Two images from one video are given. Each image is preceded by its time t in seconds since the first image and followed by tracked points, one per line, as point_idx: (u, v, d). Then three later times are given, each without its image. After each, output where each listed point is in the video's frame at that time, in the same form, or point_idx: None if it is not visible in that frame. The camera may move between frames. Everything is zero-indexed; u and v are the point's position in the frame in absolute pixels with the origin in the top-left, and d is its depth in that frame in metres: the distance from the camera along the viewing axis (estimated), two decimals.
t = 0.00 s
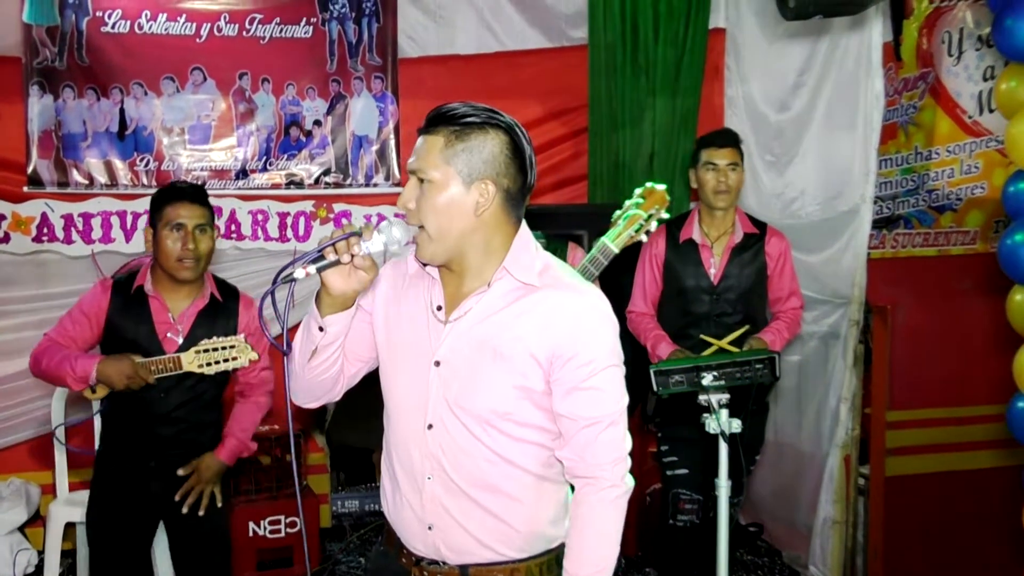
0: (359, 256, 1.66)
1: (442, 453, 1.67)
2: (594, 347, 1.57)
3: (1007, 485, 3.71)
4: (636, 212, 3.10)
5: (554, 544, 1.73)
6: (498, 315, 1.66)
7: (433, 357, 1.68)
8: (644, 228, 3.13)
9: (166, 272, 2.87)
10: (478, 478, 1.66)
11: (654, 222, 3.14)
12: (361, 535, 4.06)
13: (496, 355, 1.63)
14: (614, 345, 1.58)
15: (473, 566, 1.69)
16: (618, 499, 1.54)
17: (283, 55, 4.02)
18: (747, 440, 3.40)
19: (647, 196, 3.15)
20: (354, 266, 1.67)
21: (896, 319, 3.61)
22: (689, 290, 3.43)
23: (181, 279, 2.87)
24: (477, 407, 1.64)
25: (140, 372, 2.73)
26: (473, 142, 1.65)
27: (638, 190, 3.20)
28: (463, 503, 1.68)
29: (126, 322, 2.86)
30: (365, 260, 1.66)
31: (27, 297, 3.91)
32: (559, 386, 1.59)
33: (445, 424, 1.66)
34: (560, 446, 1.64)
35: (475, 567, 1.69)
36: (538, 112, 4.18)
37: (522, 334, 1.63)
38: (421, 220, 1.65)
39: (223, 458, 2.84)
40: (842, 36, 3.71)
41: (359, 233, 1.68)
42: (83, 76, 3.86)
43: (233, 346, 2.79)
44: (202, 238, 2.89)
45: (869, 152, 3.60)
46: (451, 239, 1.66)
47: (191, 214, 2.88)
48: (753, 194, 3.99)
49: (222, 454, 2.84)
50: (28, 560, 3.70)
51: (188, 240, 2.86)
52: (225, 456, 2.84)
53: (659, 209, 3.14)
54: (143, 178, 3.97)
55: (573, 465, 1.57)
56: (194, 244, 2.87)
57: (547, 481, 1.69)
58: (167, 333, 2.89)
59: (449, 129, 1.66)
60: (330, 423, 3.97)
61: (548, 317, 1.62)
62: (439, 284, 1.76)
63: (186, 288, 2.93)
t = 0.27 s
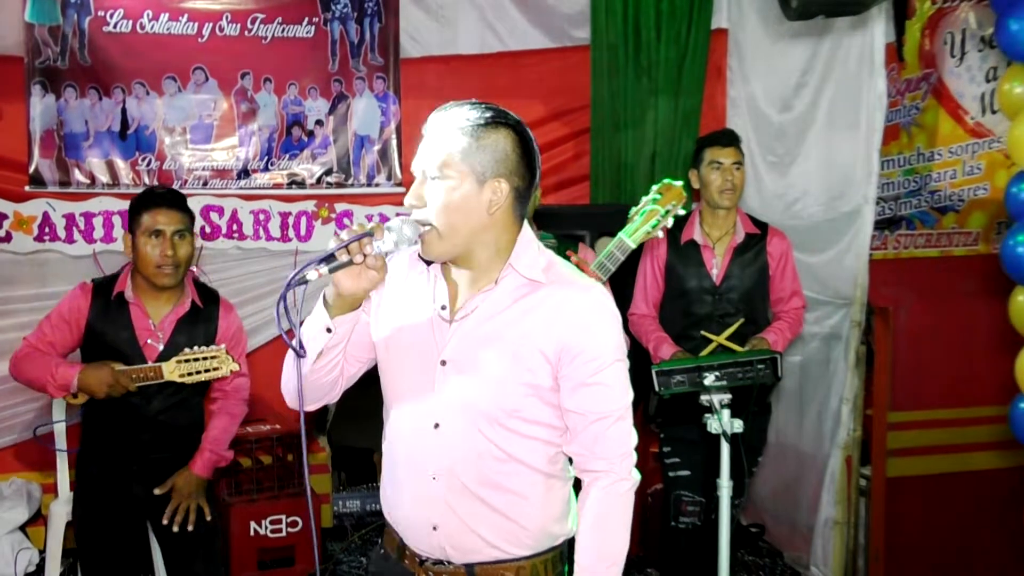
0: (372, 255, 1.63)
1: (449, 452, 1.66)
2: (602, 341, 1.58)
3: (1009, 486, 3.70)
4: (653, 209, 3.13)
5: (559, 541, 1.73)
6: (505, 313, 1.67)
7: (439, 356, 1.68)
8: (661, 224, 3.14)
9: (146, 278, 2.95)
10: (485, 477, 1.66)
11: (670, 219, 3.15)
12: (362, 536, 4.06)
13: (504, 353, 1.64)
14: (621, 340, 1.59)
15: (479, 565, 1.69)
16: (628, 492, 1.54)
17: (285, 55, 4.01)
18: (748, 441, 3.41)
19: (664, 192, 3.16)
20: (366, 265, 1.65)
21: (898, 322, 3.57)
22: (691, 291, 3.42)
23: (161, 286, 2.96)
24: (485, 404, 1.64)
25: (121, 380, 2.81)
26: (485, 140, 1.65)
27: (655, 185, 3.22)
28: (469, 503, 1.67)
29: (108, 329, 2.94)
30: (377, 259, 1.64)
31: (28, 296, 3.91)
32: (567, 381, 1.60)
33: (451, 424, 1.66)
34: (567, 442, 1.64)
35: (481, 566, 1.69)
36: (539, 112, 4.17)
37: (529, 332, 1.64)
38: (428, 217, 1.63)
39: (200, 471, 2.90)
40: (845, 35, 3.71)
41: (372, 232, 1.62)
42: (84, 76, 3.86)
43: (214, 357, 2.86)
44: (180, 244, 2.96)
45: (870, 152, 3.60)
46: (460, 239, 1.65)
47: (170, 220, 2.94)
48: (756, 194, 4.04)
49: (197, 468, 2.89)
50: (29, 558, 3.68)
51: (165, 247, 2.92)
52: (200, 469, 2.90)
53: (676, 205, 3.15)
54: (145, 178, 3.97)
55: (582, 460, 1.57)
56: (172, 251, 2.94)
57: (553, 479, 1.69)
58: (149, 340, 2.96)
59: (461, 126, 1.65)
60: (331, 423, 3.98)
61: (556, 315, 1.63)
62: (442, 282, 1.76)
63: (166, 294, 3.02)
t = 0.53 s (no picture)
0: (401, 264, 1.61)
1: (463, 452, 1.67)
2: (614, 333, 1.64)
3: (1014, 488, 3.68)
4: (668, 213, 3.21)
5: (570, 538, 1.74)
6: (518, 310, 1.69)
7: (452, 356, 1.69)
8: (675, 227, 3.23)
9: (130, 279, 2.95)
10: (500, 475, 1.67)
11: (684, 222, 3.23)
12: (366, 536, 4.06)
13: (519, 350, 1.67)
14: (632, 333, 1.65)
15: (491, 565, 1.68)
16: (642, 480, 1.60)
17: (289, 57, 4.02)
18: (753, 443, 3.42)
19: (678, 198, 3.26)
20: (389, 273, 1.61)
21: (901, 322, 3.55)
22: (692, 294, 3.42)
23: (144, 286, 2.94)
24: (501, 402, 1.66)
25: (102, 377, 2.81)
26: (499, 146, 1.68)
27: (669, 191, 3.31)
28: (483, 502, 1.68)
29: (96, 329, 2.93)
30: (399, 266, 1.61)
31: (33, 297, 3.91)
32: (581, 375, 1.64)
33: (466, 423, 1.67)
34: (580, 435, 1.67)
35: (493, 566, 1.68)
36: (543, 113, 4.17)
37: (545, 328, 1.67)
38: (449, 224, 1.66)
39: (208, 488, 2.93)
40: (848, 37, 3.66)
41: (400, 240, 1.60)
42: (88, 77, 3.87)
43: (192, 350, 2.86)
44: (160, 244, 2.94)
45: (874, 152, 3.57)
46: (477, 243, 1.68)
47: (150, 220, 2.92)
48: (761, 195, 4.15)
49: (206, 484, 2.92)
50: (34, 559, 3.70)
51: (145, 247, 2.90)
52: (210, 486, 2.93)
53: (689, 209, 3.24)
54: (148, 179, 3.97)
55: (598, 451, 1.62)
56: (152, 250, 2.92)
57: (564, 474, 1.71)
58: (133, 339, 2.94)
59: (476, 130, 1.68)
60: (335, 424, 3.97)
61: (570, 311, 1.67)
62: (450, 281, 1.78)
63: (152, 294, 3.00)
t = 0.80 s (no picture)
0: (425, 269, 1.58)
1: (481, 454, 1.69)
2: (627, 335, 1.72)
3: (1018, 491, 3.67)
4: (677, 220, 3.20)
5: (577, 537, 1.79)
6: (533, 312, 1.74)
7: (469, 359, 1.71)
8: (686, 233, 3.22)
9: (119, 273, 2.95)
10: (517, 475, 1.70)
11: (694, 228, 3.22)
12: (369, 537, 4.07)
13: (537, 352, 1.71)
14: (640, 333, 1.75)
15: (508, 565, 1.71)
16: (656, 475, 1.70)
17: (293, 57, 4.02)
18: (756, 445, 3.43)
19: (687, 204, 3.24)
20: (412, 280, 1.58)
21: (905, 323, 3.55)
22: (691, 298, 3.42)
23: (133, 279, 2.95)
24: (519, 404, 1.70)
25: (80, 359, 2.79)
26: (511, 148, 1.71)
27: (678, 198, 3.30)
28: (499, 503, 1.70)
29: (88, 323, 2.95)
30: (424, 271, 1.59)
31: (39, 297, 3.92)
32: (596, 375, 1.72)
33: (485, 426, 1.69)
34: (593, 434, 1.75)
35: (510, 566, 1.71)
36: (546, 114, 4.18)
37: (562, 330, 1.72)
38: (466, 226, 1.67)
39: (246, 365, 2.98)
40: (852, 38, 3.67)
41: (427, 247, 1.57)
42: (93, 77, 3.88)
43: (157, 310, 2.89)
44: (148, 237, 2.94)
45: (878, 154, 3.56)
46: (493, 245, 1.70)
47: (139, 213, 2.92)
48: (765, 198, 4.14)
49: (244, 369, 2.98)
50: (38, 559, 3.71)
51: (133, 241, 2.91)
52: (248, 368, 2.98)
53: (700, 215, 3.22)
54: (153, 180, 3.97)
55: (615, 448, 1.71)
56: (140, 243, 2.92)
57: (574, 472, 1.77)
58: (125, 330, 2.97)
59: (488, 132, 1.70)
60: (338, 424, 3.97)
61: (585, 313, 1.73)
62: (458, 284, 1.80)
63: (144, 286, 3.03)
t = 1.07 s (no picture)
0: (450, 270, 1.58)
1: (505, 455, 1.69)
2: (644, 333, 1.74)
3: None
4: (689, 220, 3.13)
5: (595, 535, 1.79)
6: (554, 313, 1.74)
7: (490, 360, 1.71)
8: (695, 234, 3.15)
9: (126, 272, 2.95)
10: (540, 475, 1.70)
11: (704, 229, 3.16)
12: (383, 537, 4.06)
13: (558, 352, 1.71)
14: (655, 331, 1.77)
15: (531, 565, 1.71)
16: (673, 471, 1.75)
17: (307, 58, 4.03)
18: (770, 445, 3.43)
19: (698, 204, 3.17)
20: (436, 283, 1.57)
21: (921, 326, 3.59)
22: (699, 301, 3.41)
23: (141, 277, 2.94)
24: (542, 404, 1.70)
25: (69, 355, 2.77)
26: (531, 148, 1.72)
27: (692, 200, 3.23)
28: (523, 504, 1.70)
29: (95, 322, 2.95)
30: (450, 274, 1.58)
31: (55, 297, 3.93)
32: (616, 374, 1.73)
33: (507, 427, 1.69)
34: (611, 432, 1.76)
35: (533, 566, 1.71)
36: (559, 115, 4.18)
37: (583, 330, 1.72)
38: (487, 227, 1.66)
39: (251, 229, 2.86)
40: (867, 38, 3.66)
41: (451, 250, 1.57)
42: (108, 78, 3.89)
43: (139, 299, 2.79)
44: (154, 236, 2.93)
45: (894, 154, 3.55)
46: (513, 245, 1.70)
47: (145, 213, 2.92)
48: (779, 198, 4.12)
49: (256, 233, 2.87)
50: (54, 559, 3.73)
51: (140, 240, 2.90)
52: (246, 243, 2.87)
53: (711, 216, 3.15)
54: (167, 181, 3.98)
55: (635, 446, 1.73)
56: (147, 242, 2.91)
57: (593, 470, 1.77)
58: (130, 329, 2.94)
59: (506, 131, 1.70)
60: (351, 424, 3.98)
61: (605, 313, 1.74)
62: (476, 286, 1.79)
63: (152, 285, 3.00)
